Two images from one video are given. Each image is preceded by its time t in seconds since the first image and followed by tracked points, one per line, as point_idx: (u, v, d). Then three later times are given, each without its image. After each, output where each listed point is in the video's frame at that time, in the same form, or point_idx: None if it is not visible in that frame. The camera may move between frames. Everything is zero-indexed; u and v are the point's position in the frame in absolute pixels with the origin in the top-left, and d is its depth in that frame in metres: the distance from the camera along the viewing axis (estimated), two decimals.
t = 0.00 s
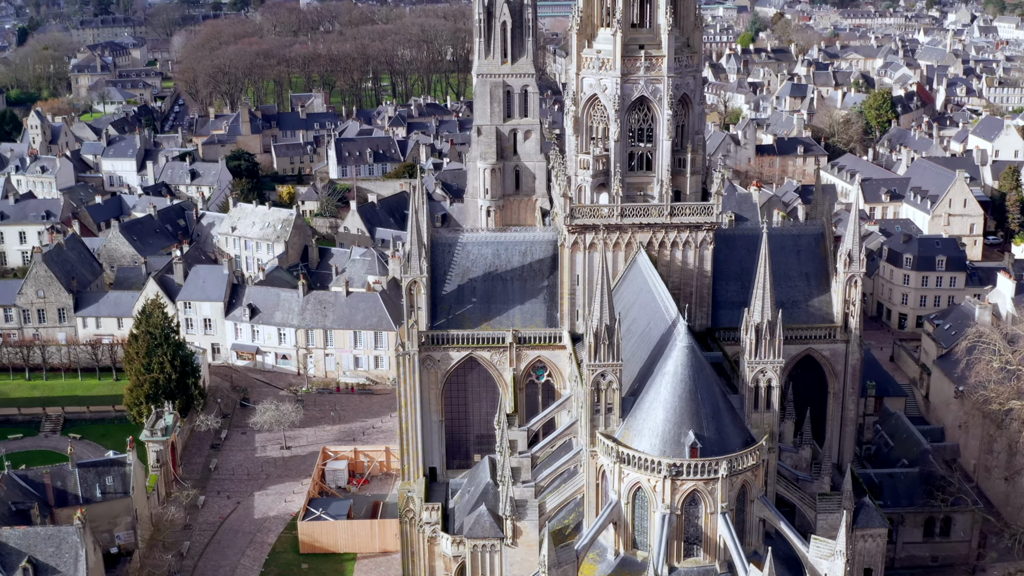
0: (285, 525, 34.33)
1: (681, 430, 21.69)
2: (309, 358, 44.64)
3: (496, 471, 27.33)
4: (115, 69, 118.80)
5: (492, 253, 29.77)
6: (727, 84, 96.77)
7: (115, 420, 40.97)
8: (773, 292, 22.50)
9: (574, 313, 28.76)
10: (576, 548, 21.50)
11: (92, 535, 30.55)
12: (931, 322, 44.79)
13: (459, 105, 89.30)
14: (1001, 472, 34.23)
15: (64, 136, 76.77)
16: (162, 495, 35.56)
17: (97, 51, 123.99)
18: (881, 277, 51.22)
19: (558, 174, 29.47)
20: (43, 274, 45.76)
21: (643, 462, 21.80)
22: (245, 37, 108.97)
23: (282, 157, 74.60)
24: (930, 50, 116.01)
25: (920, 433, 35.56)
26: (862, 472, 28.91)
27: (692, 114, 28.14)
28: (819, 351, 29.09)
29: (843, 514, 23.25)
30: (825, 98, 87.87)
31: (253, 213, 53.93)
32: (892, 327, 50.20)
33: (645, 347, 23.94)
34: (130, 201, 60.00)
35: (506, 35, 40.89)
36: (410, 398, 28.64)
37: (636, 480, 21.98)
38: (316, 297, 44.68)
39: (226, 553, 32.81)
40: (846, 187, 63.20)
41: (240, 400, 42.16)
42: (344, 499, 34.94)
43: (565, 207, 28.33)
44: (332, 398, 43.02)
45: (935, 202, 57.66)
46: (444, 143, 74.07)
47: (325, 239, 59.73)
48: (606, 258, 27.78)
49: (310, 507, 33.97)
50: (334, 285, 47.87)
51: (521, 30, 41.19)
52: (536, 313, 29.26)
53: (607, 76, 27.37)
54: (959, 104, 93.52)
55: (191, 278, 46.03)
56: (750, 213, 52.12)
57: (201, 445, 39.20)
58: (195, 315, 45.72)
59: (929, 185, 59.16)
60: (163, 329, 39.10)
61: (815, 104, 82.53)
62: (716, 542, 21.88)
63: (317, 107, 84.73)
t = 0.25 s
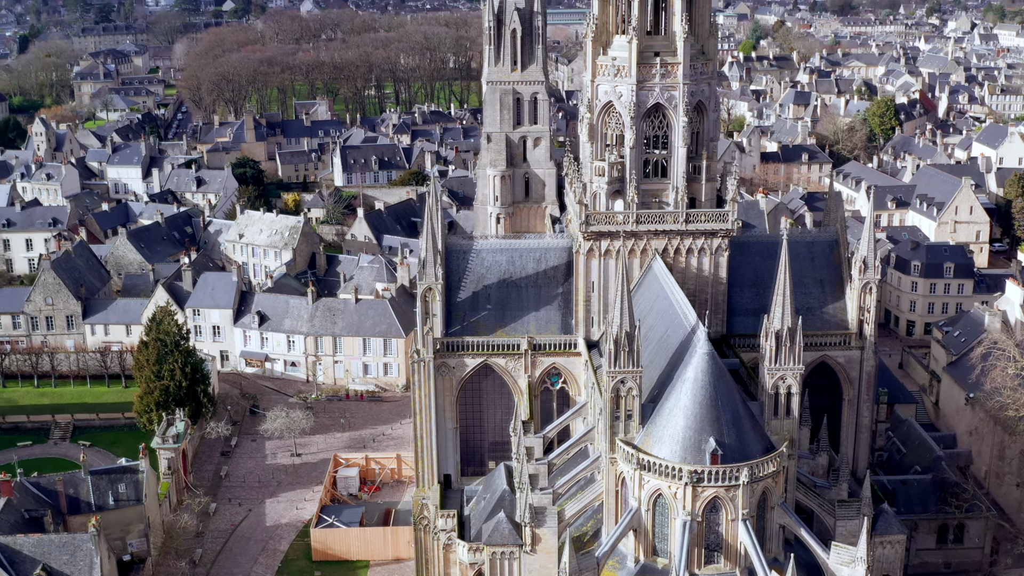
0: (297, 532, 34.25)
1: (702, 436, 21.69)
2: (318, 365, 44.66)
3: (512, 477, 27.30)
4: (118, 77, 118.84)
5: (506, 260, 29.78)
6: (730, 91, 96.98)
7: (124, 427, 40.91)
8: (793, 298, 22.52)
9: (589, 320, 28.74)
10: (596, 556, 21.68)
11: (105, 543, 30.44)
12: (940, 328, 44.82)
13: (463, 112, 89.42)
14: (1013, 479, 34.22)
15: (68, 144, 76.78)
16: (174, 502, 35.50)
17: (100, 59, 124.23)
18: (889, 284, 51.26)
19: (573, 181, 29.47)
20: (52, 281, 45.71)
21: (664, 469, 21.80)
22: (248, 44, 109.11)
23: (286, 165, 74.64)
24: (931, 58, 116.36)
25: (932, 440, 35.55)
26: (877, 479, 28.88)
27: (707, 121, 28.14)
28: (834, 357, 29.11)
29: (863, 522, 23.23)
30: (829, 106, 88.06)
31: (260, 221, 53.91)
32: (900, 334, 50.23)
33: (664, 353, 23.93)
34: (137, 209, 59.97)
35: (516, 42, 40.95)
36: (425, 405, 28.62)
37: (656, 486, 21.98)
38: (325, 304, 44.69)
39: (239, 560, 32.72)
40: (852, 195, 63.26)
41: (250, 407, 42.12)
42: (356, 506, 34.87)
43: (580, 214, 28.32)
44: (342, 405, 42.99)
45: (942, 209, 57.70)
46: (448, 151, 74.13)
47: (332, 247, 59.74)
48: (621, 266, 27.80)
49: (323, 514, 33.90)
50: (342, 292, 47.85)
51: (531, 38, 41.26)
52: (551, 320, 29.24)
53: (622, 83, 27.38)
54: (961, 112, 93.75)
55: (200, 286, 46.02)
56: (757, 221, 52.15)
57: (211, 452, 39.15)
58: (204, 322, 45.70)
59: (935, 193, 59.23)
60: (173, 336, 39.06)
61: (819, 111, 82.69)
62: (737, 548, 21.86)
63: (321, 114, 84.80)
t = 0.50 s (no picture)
0: (310, 539, 34.16)
1: (724, 442, 21.68)
2: (328, 372, 44.64)
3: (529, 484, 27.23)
4: (121, 84, 118.95)
5: (521, 267, 29.76)
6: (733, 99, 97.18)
7: (134, 435, 40.86)
8: (814, 304, 22.55)
9: (605, 326, 28.71)
10: (618, 561, 21.51)
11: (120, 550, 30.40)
12: (949, 334, 44.84)
13: (467, 119, 89.55)
14: None
15: (73, 151, 76.81)
16: (186, 510, 35.43)
17: (103, 67, 124.59)
18: (897, 291, 51.28)
19: (588, 187, 29.49)
20: (61, 288, 45.68)
21: (685, 475, 21.79)
22: (252, 52, 109.27)
23: (291, 172, 74.69)
24: (933, 65, 116.77)
25: (945, 446, 35.54)
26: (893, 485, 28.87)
27: (723, 127, 28.15)
28: (849, 364, 29.11)
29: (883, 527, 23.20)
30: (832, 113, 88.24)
31: (268, 228, 53.92)
32: (908, 340, 50.29)
33: (684, 359, 23.91)
34: (144, 216, 59.97)
35: (527, 49, 41.01)
36: (441, 411, 28.58)
37: (678, 492, 21.96)
38: (335, 311, 44.70)
39: (252, 567, 32.62)
40: (858, 201, 63.38)
41: (259, 414, 42.08)
42: (369, 513, 34.81)
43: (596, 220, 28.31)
44: (352, 412, 42.96)
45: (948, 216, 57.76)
46: (454, 159, 74.26)
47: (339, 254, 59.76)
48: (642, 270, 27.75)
49: (336, 521, 33.84)
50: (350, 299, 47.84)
51: (541, 45, 41.37)
52: (566, 326, 29.21)
53: (638, 89, 27.39)
54: (964, 119, 93.97)
55: (209, 293, 46.00)
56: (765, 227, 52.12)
57: (222, 459, 39.09)
58: (213, 329, 45.69)
59: (941, 200, 59.30)
60: (184, 343, 39.04)
61: (822, 118, 82.84)
62: (758, 554, 21.84)
63: (326, 122, 84.88)
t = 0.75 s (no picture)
0: (323, 547, 34.05)
1: (745, 449, 21.65)
2: (337, 380, 44.61)
3: (546, 491, 27.18)
4: (124, 92, 119.03)
5: (537, 274, 29.75)
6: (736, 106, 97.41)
7: (144, 442, 40.75)
8: (834, 311, 22.59)
9: (621, 333, 28.69)
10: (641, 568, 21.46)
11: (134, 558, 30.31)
12: (959, 341, 44.84)
13: (471, 127, 89.70)
14: None
15: (78, 159, 76.82)
16: (198, 518, 35.40)
17: (106, 75, 124.80)
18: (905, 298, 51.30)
19: (603, 194, 29.51)
20: (70, 295, 45.62)
21: (707, 482, 21.78)
22: (255, 59, 109.42)
23: (297, 179, 74.74)
24: (935, 73, 117.05)
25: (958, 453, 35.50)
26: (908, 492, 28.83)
27: (738, 134, 28.18)
28: (865, 370, 29.08)
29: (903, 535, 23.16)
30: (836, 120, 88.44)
31: (276, 235, 53.91)
32: (916, 347, 50.30)
33: (703, 365, 23.88)
34: (150, 223, 59.95)
35: (537, 57, 41.11)
36: (457, 419, 28.59)
37: (699, 499, 21.96)
38: (344, 319, 44.69)
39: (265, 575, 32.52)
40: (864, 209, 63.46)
41: (270, 422, 42.04)
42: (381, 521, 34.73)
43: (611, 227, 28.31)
44: (362, 419, 42.93)
45: (955, 223, 57.83)
46: (459, 166, 74.36)
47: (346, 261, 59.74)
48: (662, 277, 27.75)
49: (348, 529, 33.75)
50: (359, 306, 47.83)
51: (552, 53, 41.46)
52: (582, 333, 29.18)
53: (654, 96, 27.44)
54: (967, 127, 94.22)
55: (218, 300, 45.97)
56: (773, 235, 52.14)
57: (233, 467, 39.04)
58: (222, 337, 45.66)
59: (948, 207, 59.38)
60: (196, 351, 39.02)
61: (826, 126, 83.02)
62: (780, 561, 21.80)
63: (330, 129, 84.97)
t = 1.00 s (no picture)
0: (336, 554, 33.97)
1: (767, 456, 21.64)
2: (347, 387, 44.59)
3: (563, 498, 27.15)
4: (127, 99, 119.12)
5: (552, 280, 29.70)
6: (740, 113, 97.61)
7: (154, 450, 40.70)
8: (855, 318, 22.66)
9: (636, 339, 28.67)
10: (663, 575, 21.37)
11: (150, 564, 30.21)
12: (968, 348, 44.87)
13: (476, 134, 89.85)
14: None
15: (83, 166, 76.79)
16: (210, 525, 35.30)
17: (109, 82, 124.98)
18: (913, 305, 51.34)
19: (619, 201, 29.53)
20: (79, 303, 45.56)
21: (729, 489, 21.78)
22: (259, 67, 109.54)
23: (302, 187, 74.77)
24: (937, 80, 117.36)
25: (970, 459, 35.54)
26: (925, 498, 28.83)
27: (754, 141, 28.21)
28: (881, 377, 29.07)
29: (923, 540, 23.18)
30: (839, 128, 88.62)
31: (284, 242, 53.91)
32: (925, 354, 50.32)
33: (723, 372, 23.89)
34: (157, 231, 59.91)
35: (547, 64, 41.17)
36: (472, 426, 28.51)
37: (721, 506, 21.95)
38: (354, 326, 44.69)
39: None
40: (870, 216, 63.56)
41: (280, 429, 42.01)
42: (394, 528, 34.67)
43: (627, 234, 28.32)
44: (372, 426, 42.91)
45: (961, 230, 57.90)
46: (464, 174, 74.46)
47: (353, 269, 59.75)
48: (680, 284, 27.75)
49: (362, 536, 33.68)
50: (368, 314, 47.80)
51: (562, 60, 41.54)
52: (598, 340, 29.17)
53: (670, 103, 27.49)
54: (970, 134, 94.47)
55: (228, 307, 45.95)
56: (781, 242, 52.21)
57: (244, 474, 38.97)
58: (232, 344, 45.63)
59: (954, 214, 59.47)
60: (207, 358, 38.98)
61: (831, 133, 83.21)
62: (801, 567, 21.84)
63: (335, 137, 85.04)
